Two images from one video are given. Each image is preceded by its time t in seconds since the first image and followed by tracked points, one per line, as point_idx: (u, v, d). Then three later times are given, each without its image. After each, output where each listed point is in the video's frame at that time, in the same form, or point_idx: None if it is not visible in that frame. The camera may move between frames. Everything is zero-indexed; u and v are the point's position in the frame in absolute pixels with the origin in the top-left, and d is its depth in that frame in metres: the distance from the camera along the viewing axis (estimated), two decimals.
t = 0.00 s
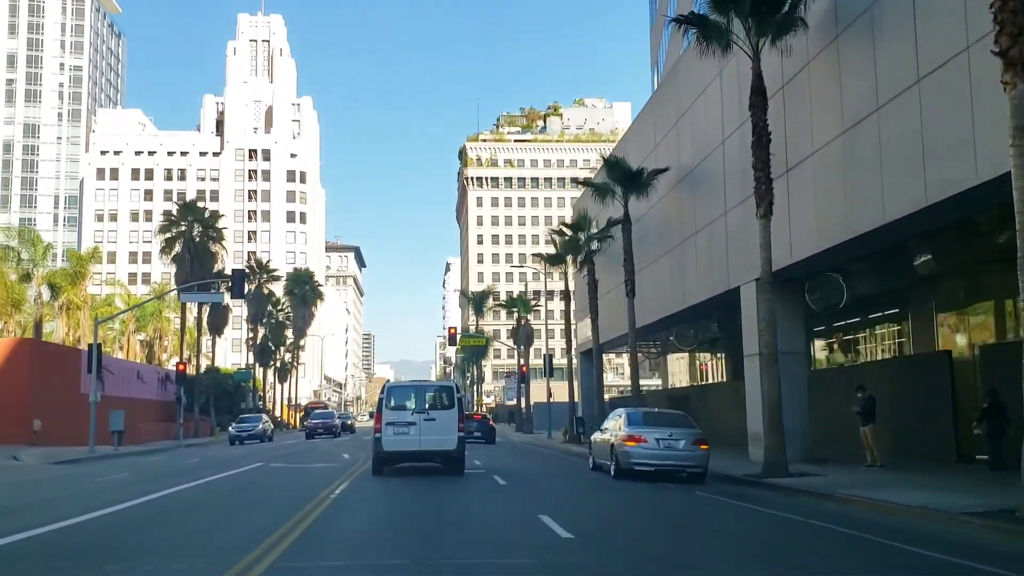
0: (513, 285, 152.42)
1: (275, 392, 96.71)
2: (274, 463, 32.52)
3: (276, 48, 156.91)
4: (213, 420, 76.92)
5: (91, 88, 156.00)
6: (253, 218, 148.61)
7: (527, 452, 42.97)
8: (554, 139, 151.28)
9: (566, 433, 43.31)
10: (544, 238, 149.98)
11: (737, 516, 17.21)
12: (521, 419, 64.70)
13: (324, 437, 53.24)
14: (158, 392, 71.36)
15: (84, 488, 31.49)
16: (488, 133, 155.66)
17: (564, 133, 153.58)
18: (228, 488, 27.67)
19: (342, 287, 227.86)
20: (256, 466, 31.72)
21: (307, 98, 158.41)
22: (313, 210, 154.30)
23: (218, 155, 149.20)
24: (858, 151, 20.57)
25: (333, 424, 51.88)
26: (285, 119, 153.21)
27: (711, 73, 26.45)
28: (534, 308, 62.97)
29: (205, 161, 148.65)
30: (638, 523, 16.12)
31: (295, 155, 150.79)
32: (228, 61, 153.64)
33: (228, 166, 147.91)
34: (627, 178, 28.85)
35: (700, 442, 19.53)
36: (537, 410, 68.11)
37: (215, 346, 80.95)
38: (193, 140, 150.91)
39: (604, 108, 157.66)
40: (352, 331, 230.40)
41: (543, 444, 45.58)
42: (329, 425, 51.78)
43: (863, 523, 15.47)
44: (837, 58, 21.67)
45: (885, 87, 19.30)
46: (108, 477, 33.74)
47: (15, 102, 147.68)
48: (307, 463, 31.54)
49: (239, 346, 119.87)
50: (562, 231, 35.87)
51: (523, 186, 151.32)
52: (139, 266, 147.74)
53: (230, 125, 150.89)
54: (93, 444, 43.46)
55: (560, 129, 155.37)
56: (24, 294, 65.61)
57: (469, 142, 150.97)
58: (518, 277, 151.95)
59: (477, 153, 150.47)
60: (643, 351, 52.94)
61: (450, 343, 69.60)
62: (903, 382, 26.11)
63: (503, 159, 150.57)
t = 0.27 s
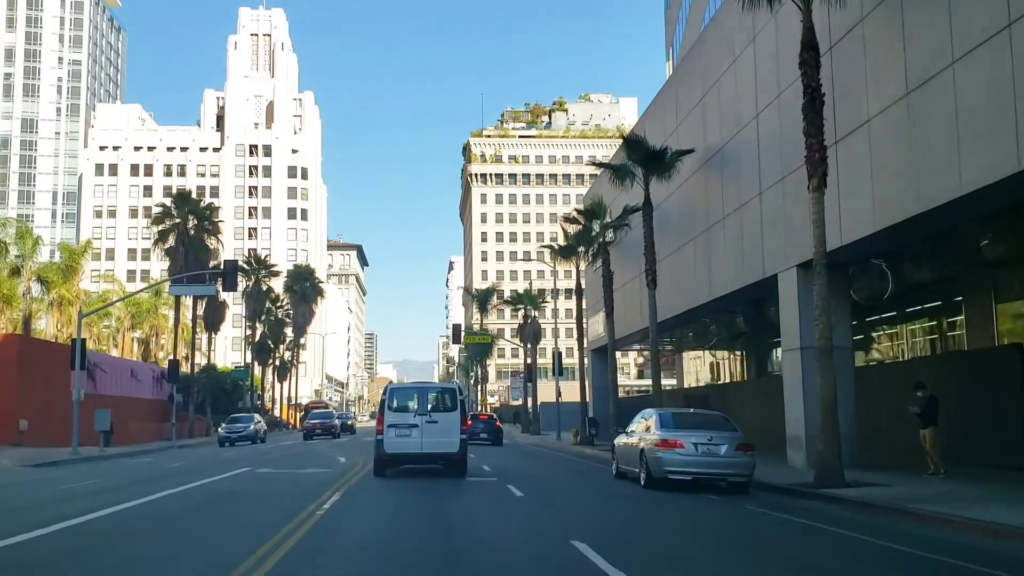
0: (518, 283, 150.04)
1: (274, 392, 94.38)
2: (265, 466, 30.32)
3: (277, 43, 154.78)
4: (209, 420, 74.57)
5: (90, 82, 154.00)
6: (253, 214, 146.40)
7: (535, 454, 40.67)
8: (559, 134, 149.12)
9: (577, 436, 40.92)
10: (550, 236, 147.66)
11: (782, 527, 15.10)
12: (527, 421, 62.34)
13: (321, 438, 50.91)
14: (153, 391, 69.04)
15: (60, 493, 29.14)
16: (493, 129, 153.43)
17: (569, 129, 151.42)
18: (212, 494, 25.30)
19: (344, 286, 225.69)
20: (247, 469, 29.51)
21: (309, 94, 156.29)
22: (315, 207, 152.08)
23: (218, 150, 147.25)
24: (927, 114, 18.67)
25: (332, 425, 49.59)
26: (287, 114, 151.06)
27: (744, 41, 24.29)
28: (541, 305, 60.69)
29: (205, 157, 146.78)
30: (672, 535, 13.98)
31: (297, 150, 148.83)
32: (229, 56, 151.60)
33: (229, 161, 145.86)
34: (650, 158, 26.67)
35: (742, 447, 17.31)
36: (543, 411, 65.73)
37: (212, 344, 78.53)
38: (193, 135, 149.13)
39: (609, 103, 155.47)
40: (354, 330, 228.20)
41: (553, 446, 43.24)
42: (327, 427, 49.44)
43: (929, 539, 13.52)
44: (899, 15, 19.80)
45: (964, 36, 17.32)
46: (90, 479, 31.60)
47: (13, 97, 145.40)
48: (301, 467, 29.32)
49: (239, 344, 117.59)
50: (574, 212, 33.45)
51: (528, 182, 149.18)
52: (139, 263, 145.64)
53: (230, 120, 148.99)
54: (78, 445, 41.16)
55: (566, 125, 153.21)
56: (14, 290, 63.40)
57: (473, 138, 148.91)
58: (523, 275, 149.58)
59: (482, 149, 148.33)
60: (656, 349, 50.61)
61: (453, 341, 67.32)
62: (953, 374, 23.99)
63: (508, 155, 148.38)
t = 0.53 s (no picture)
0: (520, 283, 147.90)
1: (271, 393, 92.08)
2: (257, 472, 28.30)
3: (277, 38, 152.49)
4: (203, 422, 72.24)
5: (87, 78, 151.76)
6: (252, 212, 144.23)
7: (543, 458, 38.48)
8: (562, 131, 147.17)
9: (587, 439, 38.72)
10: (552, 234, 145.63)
11: (841, 549, 13.07)
12: (532, 422, 60.10)
13: (318, 440, 48.63)
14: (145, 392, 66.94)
15: (36, 499, 27.00)
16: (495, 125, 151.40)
17: (572, 126, 149.49)
18: (197, 502, 23.15)
19: (344, 285, 223.56)
20: (240, 475, 27.58)
21: (309, 90, 154.13)
22: (314, 205, 149.87)
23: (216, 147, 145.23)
24: (1011, 64, 17.17)
25: (329, 427, 47.34)
26: (286, 111, 148.91)
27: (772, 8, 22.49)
28: (547, 302, 58.46)
29: (201, 154, 145.21)
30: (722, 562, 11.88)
31: (296, 147, 146.77)
32: (227, 51, 149.41)
33: (227, 158, 143.83)
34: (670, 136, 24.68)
35: (795, 454, 15.68)
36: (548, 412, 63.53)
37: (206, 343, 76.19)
38: (190, 132, 147.19)
39: (613, 100, 153.43)
40: (354, 330, 226.00)
41: (562, 449, 41.01)
42: (324, 428, 47.19)
43: None
44: None
45: None
46: (68, 485, 29.45)
47: (8, 92, 143.24)
48: (297, 473, 27.42)
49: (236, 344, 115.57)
50: (590, 194, 31.14)
51: (530, 180, 147.18)
52: (135, 262, 143.79)
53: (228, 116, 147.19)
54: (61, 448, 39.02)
55: (568, 122, 151.25)
56: None
57: (474, 135, 146.79)
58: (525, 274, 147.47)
59: (483, 146, 146.50)
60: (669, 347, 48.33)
61: (455, 339, 65.11)
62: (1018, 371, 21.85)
63: (510, 153, 146.38)
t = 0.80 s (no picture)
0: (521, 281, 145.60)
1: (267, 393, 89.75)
2: (245, 476, 26.20)
3: (275, 33, 150.12)
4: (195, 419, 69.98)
5: (82, 73, 149.54)
6: (249, 209, 141.95)
7: (552, 460, 36.36)
8: (564, 127, 144.98)
9: (596, 439, 36.86)
10: (555, 232, 143.42)
11: (913, 572, 11.11)
12: (536, 423, 57.81)
13: (314, 441, 46.45)
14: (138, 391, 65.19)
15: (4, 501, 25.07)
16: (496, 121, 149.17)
17: (574, 122, 147.26)
18: (175, 501, 21.29)
19: (343, 284, 221.51)
20: (228, 480, 25.55)
21: (308, 85, 152.01)
22: (313, 202, 147.65)
23: (214, 143, 143.16)
24: None
25: (325, 427, 45.12)
26: (285, 106, 146.83)
27: None
28: (552, 298, 56.27)
29: (199, 150, 142.82)
30: None
31: (294, 143, 144.69)
32: (224, 46, 147.20)
33: (224, 155, 141.80)
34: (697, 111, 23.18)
35: (867, 461, 13.84)
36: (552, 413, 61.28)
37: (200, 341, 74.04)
38: (187, 128, 144.36)
39: (616, 96, 151.10)
40: (354, 329, 223.80)
41: (570, 451, 38.82)
42: (320, 429, 44.95)
43: None
44: None
45: None
46: (42, 486, 27.45)
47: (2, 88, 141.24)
48: (293, 477, 25.45)
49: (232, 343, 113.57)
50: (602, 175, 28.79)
51: (532, 177, 144.94)
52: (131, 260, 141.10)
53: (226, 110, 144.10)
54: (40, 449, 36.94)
55: (571, 118, 148.96)
56: None
57: (475, 131, 144.51)
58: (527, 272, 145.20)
59: (484, 142, 144.23)
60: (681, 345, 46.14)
61: (457, 336, 62.85)
62: None
63: (511, 149, 144.14)
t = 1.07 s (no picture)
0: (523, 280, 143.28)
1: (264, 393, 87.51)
2: (233, 484, 24.07)
3: (273, 29, 148.10)
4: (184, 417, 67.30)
5: (78, 71, 147.51)
6: (247, 207, 139.80)
7: (564, 464, 34.17)
8: (566, 124, 142.91)
9: (608, 440, 34.89)
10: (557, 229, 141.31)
11: None
12: (542, 425, 55.51)
13: (309, 444, 44.26)
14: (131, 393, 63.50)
15: None
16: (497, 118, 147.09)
17: (577, 118, 145.21)
18: (153, 510, 19.22)
19: (343, 284, 219.40)
20: (216, 488, 23.46)
21: (306, 82, 149.88)
22: (312, 200, 145.51)
23: (211, 141, 141.12)
24: None
25: (320, 429, 42.89)
26: (283, 103, 144.81)
27: None
28: (559, 294, 53.93)
29: (196, 147, 140.42)
30: None
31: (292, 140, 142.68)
32: (222, 42, 145.27)
33: (221, 153, 139.81)
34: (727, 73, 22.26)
35: (974, 471, 11.79)
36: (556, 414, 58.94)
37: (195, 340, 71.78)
38: (184, 125, 142.17)
39: (619, 92, 149.06)
40: (354, 330, 221.55)
41: (582, 454, 36.59)
42: (315, 431, 42.69)
43: None
44: None
45: None
46: (13, 492, 25.32)
47: None
48: (290, 485, 23.46)
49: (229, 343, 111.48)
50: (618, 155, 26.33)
51: (534, 173, 142.73)
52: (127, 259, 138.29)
53: (224, 107, 142.34)
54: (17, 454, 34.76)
55: (573, 114, 146.90)
56: None
57: (476, 127, 142.30)
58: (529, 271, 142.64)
59: (485, 138, 141.93)
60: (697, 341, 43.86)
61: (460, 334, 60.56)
62: None
63: (513, 146, 142.02)
